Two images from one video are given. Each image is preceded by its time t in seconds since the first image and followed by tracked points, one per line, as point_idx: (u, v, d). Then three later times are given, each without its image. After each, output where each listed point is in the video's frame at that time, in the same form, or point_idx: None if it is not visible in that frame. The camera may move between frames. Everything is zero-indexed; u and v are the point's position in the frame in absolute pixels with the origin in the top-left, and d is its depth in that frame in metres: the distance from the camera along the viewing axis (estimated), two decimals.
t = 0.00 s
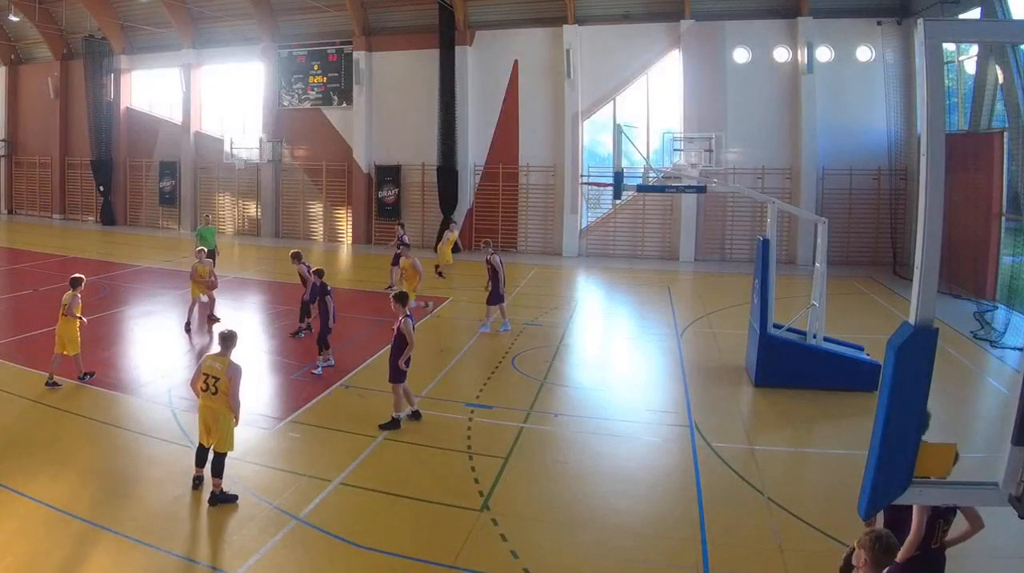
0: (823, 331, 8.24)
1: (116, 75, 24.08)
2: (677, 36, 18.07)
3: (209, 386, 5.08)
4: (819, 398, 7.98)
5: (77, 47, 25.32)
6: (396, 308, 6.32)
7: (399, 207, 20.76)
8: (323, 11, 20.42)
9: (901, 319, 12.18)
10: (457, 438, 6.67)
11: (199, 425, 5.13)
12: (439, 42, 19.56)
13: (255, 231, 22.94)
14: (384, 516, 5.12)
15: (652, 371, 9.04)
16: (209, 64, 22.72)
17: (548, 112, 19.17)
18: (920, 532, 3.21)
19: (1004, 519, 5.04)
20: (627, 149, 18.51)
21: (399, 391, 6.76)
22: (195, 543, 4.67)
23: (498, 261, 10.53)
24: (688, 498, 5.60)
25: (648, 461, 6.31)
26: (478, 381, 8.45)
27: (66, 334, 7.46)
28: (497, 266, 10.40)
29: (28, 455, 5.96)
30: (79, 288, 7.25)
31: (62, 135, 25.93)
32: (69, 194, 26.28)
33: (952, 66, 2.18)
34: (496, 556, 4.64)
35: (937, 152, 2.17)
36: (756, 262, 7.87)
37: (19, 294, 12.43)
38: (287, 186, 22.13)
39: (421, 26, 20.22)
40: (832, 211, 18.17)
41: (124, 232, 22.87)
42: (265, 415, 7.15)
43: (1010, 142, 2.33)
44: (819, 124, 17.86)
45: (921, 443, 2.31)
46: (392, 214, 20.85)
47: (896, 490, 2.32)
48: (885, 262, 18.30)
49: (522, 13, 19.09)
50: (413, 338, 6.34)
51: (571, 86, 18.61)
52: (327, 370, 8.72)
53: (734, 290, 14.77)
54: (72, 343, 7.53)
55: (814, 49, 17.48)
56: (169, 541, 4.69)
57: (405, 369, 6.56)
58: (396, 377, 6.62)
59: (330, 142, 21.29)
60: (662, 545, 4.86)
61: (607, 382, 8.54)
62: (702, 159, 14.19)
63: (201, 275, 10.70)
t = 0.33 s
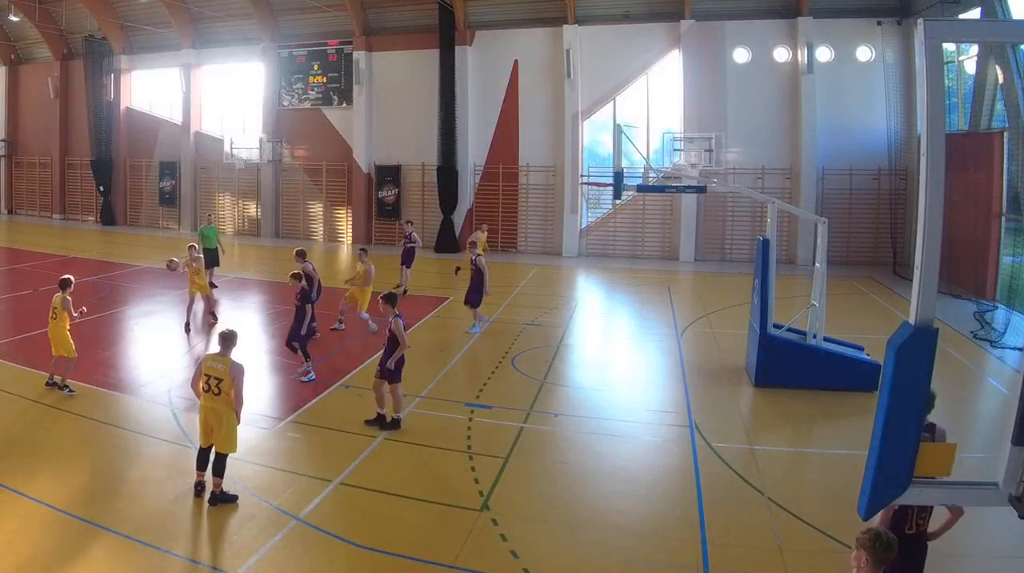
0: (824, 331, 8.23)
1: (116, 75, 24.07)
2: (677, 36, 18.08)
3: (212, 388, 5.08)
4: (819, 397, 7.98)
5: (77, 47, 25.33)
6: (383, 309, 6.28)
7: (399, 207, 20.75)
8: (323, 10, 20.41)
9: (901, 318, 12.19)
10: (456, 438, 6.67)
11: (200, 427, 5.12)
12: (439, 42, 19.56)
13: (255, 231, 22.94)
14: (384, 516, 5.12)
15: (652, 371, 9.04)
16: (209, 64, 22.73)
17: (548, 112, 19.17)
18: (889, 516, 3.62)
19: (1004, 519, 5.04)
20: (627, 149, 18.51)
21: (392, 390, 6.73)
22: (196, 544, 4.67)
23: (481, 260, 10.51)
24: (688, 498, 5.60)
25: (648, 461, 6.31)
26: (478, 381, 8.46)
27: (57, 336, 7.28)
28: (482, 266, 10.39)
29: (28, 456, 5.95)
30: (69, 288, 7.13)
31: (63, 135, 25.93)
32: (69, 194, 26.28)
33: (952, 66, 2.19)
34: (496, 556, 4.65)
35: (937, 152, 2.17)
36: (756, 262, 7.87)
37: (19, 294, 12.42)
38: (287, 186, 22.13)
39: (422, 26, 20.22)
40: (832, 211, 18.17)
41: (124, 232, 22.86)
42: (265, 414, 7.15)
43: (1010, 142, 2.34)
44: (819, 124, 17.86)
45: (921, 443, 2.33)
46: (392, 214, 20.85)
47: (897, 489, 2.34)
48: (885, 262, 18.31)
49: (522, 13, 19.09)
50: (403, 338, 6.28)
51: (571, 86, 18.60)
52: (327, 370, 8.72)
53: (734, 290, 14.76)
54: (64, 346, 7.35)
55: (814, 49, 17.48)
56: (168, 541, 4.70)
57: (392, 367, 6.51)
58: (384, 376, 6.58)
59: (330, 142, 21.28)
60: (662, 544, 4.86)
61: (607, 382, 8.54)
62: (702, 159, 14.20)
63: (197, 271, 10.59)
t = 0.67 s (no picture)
0: (824, 332, 8.23)
1: (116, 75, 24.06)
2: (677, 36, 18.08)
3: (217, 391, 5.04)
4: (819, 397, 7.99)
5: (77, 48, 25.34)
6: (372, 309, 6.16)
7: (399, 207, 20.76)
8: (323, 11, 20.41)
9: (901, 318, 12.20)
10: (456, 438, 6.67)
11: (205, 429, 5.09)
12: (439, 42, 19.55)
13: (255, 231, 22.95)
14: (385, 516, 5.12)
15: (652, 371, 9.05)
16: (209, 64, 22.72)
17: (548, 112, 19.17)
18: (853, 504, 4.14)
19: (1005, 519, 5.04)
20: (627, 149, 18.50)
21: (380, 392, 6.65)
22: (195, 544, 4.66)
23: (465, 261, 10.37)
24: (687, 498, 5.60)
25: (648, 461, 6.31)
26: (478, 381, 8.46)
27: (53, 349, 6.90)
28: (467, 268, 10.20)
29: (28, 456, 5.95)
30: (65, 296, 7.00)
31: (63, 135, 25.94)
32: (69, 194, 26.28)
33: (951, 66, 2.19)
34: (496, 556, 4.65)
35: (937, 152, 2.18)
36: (756, 262, 7.87)
37: (19, 294, 12.42)
38: (287, 186, 22.12)
39: (422, 26, 20.22)
40: (832, 211, 18.18)
41: (124, 232, 22.87)
42: (264, 414, 7.15)
43: (1010, 142, 2.35)
44: (819, 124, 17.86)
45: (922, 444, 2.33)
46: (391, 215, 20.86)
47: (896, 490, 2.34)
48: (884, 262, 18.31)
49: (523, 13, 19.10)
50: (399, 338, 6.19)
51: (571, 86, 18.59)
52: (327, 370, 8.73)
53: (734, 290, 14.77)
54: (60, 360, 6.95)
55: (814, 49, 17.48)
56: (168, 541, 4.70)
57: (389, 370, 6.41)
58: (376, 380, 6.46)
59: (330, 142, 21.28)
60: (662, 545, 4.87)
61: (606, 382, 8.54)
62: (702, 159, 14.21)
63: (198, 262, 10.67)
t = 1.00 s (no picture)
0: (823, 332, 8.23)
1: (117, 75, 24.08)
2: (677, 35, 18.07)
3: (248, 401, 4.87)
4: (819, 397, 7.98)
5: (77, 48, 25.36)
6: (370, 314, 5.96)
7: (399, 207, 20.76)
8: (323, 10, 20.41)
9: (901, 318, 12.19)
10: (456, 438, 6.66)
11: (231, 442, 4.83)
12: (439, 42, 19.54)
13: (256, 231, 22.95)
14: (386, 516, 5.12)
15: (652, 370, 9.05)
16: (209, 64, 22.72)
17: (548, 112, 19.17)
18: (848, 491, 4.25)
19: (1005, 520, 5.03)
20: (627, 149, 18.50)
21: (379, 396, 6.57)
22: (196, 544, 4.66)
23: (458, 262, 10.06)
24: (686, 498, 5.60)
25: (648, 461, 6.31)
26: (478, 381, 8.46)
27: (48, 348, 6.90)
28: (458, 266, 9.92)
29: (27, 456, 5.95)
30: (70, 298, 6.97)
31: (63, 135, 25.95)
32: (69, 194, 26.26)
33: (951, 65, 2.19)
34: (496, 556, 4.64)
35: (937, 152, 2.18)
36: (755, 262, 7.87)
37: (18, 294, 12.41)
38: (287, 186, 22.12)
39: (422, 26, 20.22)
40: (831, 211, 18.18)
41: (124, 232, 22.87)
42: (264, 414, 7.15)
43: (1010, 141, 2.35)
44: (819, 124, 17.87)
45: (921, 444, 2.33)
46: (392, 214, 20.86)
47: (896, 490, 2.34)
48: (884, 262, 18.30)
49: (523, 13, 19.10)
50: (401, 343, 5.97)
51: (571, 87, 18.59)
52: (329, 370, 8.74)
53: (734, 290, 14.76)
54: (61, 360, 6.93)
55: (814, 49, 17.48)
56: (168, 541, 4.70)
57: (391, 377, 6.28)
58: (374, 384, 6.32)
59: (330, 142, 21.28)
60: (662, 545, 4.87)
61: (606, 382, 8.55)
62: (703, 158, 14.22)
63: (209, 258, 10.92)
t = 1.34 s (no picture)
0: (839, 331, 8.19)
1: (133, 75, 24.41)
2: (693, 36, 18.03)
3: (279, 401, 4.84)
4: (834, 398, 7.95)
5: (93, 48, 25.76)
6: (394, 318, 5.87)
7: (414, 207, 20.89)
8: (340, 11, 20.58)
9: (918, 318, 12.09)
10: (472, 438, 6.73)
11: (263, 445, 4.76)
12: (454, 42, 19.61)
13: (271, 231, 23.17)
14: (403, 516, 5.20)
15: (668, 370, 9.05)
16: (224, 64, 22.94)
17: (562, 112, 19.20)
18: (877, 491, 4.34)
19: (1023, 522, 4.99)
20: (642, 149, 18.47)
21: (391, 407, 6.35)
22: (210, 545, 4.74)
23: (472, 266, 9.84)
24: (702, 498, 5.61)
25: (664, 461, 6.33)
26: (493, 381, 8.51)
27: (71, 351, 7.02)
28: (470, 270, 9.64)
29: (45, 456, 6.09)
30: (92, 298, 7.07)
31: (78, 135, 26.33)
32: (85, 194, 26.61)
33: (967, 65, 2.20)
34: (512, 555, 4.70)
35: (953, 154, 2.20)
36: (771, 260, 7.84)
37: (36, 294, 12.64)
38: (303, 186, 22.31)
39: (437, 26, 20.32)
40: (847, 212, 18.06)
41: (140, 232, 23.17)
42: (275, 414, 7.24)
43: None
44: (835, 124, 17.73)
45: (939, 443, 2.44)
46: (407, 214, 20.99)
47: (912, 490, 2.44)
48: (901, 262, 18.15)
49: (539, 14, 19.15)
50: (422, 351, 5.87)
51: (587, 88, 18.57)
52: (346, 370, 8.83)
53: (749, 290, 14.71)
54: (84, 362, 7.07)
55: (829, 49, 17.38)
56: (182, 541, 4.80)
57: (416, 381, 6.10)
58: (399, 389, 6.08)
59: (346, 142, 21.44)
60: (679, 544, 4.90)
61: (622, 382, 8.56)
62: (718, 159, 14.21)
63: (230, 257, 11.34)
